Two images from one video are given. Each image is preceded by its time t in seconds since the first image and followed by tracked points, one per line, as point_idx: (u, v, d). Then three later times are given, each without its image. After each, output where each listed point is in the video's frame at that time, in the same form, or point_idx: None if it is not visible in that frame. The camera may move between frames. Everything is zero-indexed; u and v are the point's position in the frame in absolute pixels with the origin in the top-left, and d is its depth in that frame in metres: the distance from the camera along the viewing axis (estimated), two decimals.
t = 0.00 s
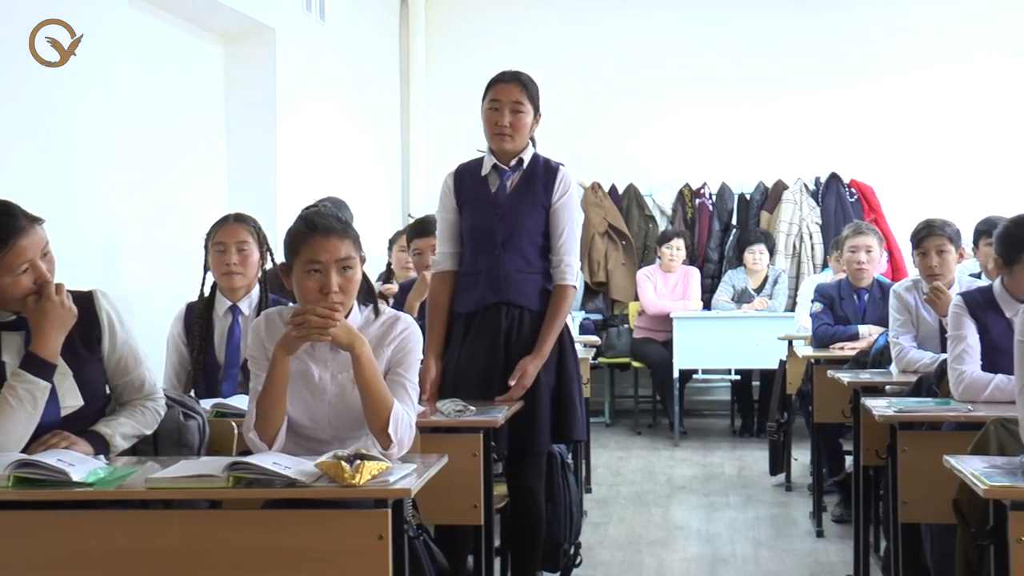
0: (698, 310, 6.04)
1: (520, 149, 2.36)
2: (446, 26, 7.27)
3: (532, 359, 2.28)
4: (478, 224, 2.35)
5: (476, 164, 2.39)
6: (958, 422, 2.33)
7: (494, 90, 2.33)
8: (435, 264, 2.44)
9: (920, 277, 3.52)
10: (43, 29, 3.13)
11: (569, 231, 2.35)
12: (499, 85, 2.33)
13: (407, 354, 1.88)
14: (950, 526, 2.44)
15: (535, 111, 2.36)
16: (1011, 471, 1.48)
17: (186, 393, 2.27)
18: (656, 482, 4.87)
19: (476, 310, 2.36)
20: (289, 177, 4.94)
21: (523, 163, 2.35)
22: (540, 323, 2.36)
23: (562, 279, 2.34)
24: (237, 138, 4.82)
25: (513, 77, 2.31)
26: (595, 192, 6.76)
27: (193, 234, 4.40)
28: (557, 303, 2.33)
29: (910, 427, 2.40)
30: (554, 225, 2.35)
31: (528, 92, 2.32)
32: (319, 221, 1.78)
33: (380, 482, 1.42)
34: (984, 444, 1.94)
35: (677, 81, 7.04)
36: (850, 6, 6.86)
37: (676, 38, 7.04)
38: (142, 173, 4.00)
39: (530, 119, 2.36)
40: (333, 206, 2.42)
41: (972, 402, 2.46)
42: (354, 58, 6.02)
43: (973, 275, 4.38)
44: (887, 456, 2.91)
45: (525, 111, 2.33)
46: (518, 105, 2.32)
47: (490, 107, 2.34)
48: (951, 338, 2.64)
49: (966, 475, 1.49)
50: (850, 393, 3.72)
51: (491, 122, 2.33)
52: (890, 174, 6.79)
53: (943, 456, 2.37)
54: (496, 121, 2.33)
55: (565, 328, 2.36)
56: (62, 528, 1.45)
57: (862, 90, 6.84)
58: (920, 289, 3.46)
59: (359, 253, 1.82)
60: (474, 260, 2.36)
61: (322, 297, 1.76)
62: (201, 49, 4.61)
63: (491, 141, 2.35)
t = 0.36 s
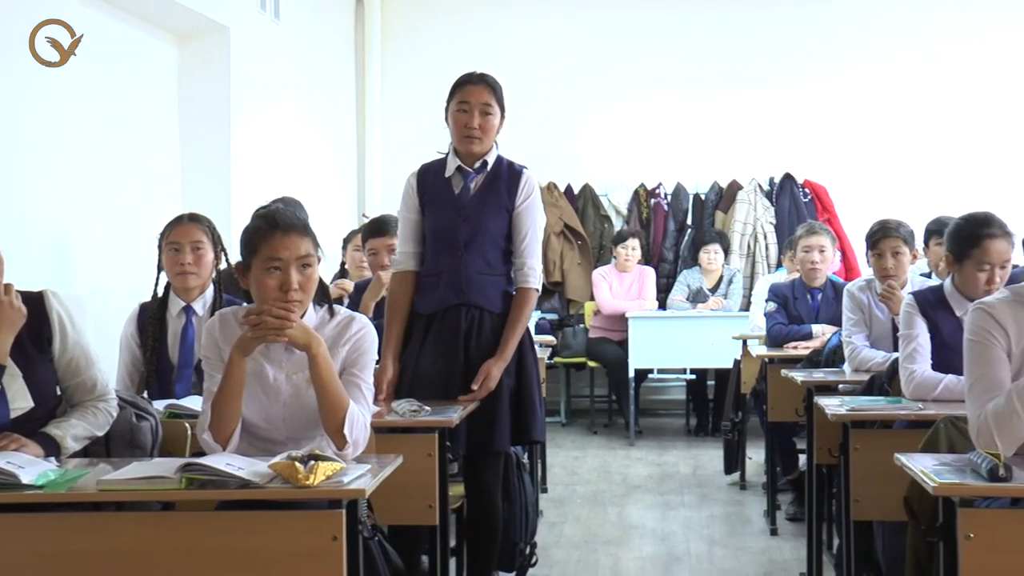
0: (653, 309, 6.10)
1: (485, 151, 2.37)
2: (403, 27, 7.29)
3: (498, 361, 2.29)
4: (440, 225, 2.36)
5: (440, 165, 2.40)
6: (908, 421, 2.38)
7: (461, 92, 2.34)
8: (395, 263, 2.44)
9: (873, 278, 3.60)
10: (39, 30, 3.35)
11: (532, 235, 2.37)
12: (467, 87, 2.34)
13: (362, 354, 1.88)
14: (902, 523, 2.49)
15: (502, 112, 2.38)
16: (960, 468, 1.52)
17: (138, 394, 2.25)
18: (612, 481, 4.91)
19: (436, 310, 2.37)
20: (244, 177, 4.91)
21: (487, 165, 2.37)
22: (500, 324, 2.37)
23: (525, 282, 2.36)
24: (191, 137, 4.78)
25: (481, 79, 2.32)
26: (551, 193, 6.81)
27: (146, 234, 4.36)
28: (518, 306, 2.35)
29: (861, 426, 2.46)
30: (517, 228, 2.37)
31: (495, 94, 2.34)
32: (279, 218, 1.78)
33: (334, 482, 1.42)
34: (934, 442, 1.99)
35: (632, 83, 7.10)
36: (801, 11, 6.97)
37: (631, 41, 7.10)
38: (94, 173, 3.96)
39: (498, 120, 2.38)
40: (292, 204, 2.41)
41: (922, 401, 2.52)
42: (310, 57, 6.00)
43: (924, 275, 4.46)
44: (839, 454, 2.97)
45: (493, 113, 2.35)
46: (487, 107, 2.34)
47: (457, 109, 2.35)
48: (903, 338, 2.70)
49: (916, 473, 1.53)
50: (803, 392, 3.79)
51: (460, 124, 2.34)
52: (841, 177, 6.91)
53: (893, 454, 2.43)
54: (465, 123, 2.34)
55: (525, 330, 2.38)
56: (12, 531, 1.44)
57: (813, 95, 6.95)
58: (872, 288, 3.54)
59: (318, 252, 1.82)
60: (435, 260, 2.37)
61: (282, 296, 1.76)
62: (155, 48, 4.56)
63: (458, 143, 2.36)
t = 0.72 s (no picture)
0: (613, 310, 6.13)
1: (441, 152, 2.37)
2: (364, 26, 7.27)
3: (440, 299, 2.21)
4: (397, 223, 2.35)
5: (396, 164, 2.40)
6: (865, 420, 2.41)
7: (413, 98, 2.34)
8: (353, 263, 2.43)
9: (832, 278, 3.66)
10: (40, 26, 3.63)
11: (488, 232, 2.37)
12: (418, 92, 2.34)
13: (320, 355, 1.87)
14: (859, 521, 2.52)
15: (456, 115, 2.37)
16: (916, 466, 1.55)
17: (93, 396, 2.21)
18: (572, 481, 4.92)
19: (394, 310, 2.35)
20: (203, 177, 4.87)
21: (443, 163, 2.37)
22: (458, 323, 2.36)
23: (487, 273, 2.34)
24: (149, 137, 4.72)
25: (433, 84, 2.32)
26: (511, 193, 6.83)
27: (103, 234, 4.30)
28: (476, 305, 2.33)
29: (818, 425, 2.49)
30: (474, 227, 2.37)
31: (447, 98, 2.34)
32: (239, 215, 1.76)
33: (293, 483, 1.42)
34: (891, 440, 2.02)
35: (593, 85, 7.14)
36: (760, 15, 7.04)
37: (592, 42, 7.14)
38: (50, 171, 3.90)
39: (452, 123, 2.38)
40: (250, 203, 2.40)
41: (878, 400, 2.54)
42: (269, 55, 5.96)
43: (881, 275, 4.52)
44: (797, 453, 3.00)
45: (446, 116, 2.35)
46: (439, 111, 2.33)
47: (410, 115, 2.34)
48: (861, 337, 2.74)
49: (873, 471, 1.55)
50: (761, 392, 3.83)
51: (412, 130, 2.33)
52: (799, 178, 6.99)
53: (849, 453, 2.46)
54: (417, 129, 2.33)
55: (481, 330, 2.39)
56: None
57: (771, 97, 7.02)
58: (832, 289, 3.60)
59: (277, 250, 1.81)
60: (392, 260, 2.35)
61: (242, 292, 1.76)
62: (112, 46, 4.50)
63: (412, 146, 2.36)
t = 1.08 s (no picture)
0: (571, 309, 6.15)
1: (395, 152, 2.34)
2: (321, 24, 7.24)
3: (381, 189, 2.23)
4: (351, 223, 2.34)
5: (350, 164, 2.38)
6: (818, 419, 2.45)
7: (362, 102, 2.28)
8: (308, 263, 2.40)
9: (790, 277, 3.70)
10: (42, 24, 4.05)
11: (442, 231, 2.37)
12: (368, 96, 2.28)
13: (277, 355, 1.86)
14: (813, 519, 2.55)
15: (407, 116, 2.32)
16: (868, 464, 1.57)
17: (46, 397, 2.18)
18: (530, 481, 4.94)
19: (349, 310, 2.34)
20: (158, 176, 4.81)
21: (397, 163, 2.36)
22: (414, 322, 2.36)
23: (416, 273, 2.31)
24: (103, 136, 4.66)
25: (380, 88, 2.26)
26: (469, 193, 6.84)
27: (56, 233, 4.23)
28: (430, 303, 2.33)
29: (773, 423, 2.53)
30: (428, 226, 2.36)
31: (397, 100, 2.28)
32: (192, 214, 1.75)
33: (248, 484, 1.41)
34: (845, 438, 2.06)
35: (551, 86, 7.18)
36: (716, 17, 7.12)
37: (551, 43, 7.17)
38: None
39: (403, 125, 2.32)
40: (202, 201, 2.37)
41: (828, 399, 2.58)
42: (223, 52, 5.89)
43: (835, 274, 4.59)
44: (752, 451, 3.03)
45: (397, 119, 2.29)
46: (389, 115, 2.28)
47: (359, 119, 2.29)
48: (814, 336, 2.80)
49: (826, 469, 1.58)
50: (718, 390, 3.86)
51: (363, 135, 2.28)
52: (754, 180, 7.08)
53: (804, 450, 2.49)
54: (368, 134, 2.28)
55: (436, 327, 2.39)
56: None
57: (727, 100, 7.10)
58: (789, 290, 3.64)
59: (232, 248, 1.80)
60: (348, 259, 2.34)
61: (196, 292, 1.73)
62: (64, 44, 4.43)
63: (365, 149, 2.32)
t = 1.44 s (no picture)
0: (530, 309, 6.17)
1: (346, 154, 2.33)
2: (281, 22, 7.20)
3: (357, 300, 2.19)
4: (306, 224, 2.32)
5: (303, 165, 2.36)
6: (776, 417, 2.48)
7: (307, 108, 2.27)
8: (264, 264, 2.39)
9: (748, 277, 3.74)
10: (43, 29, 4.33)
11: (397, 232, 2.36)
12: (313, 102, 2.26)
13: (236, 354, 1.84)
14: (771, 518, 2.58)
15: (355, 120, 2.30)
16: (825, 462, 1.60)
17: None
18: (490, 480, 4.94)
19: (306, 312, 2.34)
20: (114, 174, 4.75)
21: (350, 164, 2.34)
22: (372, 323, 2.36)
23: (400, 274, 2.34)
24: (58, 134, 4.59)
25: (324, 95, 2.24)
26: (429, 192, 6.84)
27: (9, 231, 4.17)
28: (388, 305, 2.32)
29: (733, 423, 2.56)
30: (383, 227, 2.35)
31: (343, 106, 2.26)
32: (144, 210, 1.73)
33: (205, 485, 1.40)
34: (802, 436, 2.08)
35: (512, 86, 7.20)
36: (675, 18, 7.18)
37: (512, 43, 7.19)
38: None
39: (351, 129, 2.30)
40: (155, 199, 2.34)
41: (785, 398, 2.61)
42: (182, 49, 5.83)
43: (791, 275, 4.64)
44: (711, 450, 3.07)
45: (343, 125, 2.27)
46: (334, 121, 2.26)
47: (306, 125, 2.28)
48: (772, 335, 2.81)
49: (784, 467, 1.59)
50: (677, 389, 3.89)
51: (309, 141, 2.27)
52: (713, 181, 7.14)
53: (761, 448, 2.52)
54: (313, 140, 2.27)
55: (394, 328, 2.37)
56: None
57: (686, 100, 7.15)
58: (747, 290, 3.68)
59: (187, 245, 1.78)
60: (303, 261, 2.33)
61: (150, 289, 1.71)
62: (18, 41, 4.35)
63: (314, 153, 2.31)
